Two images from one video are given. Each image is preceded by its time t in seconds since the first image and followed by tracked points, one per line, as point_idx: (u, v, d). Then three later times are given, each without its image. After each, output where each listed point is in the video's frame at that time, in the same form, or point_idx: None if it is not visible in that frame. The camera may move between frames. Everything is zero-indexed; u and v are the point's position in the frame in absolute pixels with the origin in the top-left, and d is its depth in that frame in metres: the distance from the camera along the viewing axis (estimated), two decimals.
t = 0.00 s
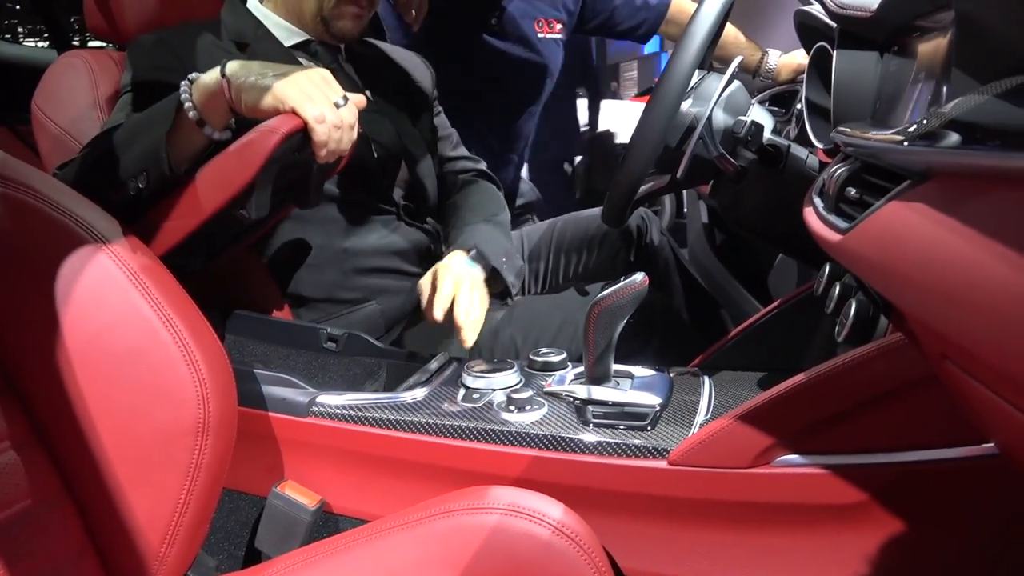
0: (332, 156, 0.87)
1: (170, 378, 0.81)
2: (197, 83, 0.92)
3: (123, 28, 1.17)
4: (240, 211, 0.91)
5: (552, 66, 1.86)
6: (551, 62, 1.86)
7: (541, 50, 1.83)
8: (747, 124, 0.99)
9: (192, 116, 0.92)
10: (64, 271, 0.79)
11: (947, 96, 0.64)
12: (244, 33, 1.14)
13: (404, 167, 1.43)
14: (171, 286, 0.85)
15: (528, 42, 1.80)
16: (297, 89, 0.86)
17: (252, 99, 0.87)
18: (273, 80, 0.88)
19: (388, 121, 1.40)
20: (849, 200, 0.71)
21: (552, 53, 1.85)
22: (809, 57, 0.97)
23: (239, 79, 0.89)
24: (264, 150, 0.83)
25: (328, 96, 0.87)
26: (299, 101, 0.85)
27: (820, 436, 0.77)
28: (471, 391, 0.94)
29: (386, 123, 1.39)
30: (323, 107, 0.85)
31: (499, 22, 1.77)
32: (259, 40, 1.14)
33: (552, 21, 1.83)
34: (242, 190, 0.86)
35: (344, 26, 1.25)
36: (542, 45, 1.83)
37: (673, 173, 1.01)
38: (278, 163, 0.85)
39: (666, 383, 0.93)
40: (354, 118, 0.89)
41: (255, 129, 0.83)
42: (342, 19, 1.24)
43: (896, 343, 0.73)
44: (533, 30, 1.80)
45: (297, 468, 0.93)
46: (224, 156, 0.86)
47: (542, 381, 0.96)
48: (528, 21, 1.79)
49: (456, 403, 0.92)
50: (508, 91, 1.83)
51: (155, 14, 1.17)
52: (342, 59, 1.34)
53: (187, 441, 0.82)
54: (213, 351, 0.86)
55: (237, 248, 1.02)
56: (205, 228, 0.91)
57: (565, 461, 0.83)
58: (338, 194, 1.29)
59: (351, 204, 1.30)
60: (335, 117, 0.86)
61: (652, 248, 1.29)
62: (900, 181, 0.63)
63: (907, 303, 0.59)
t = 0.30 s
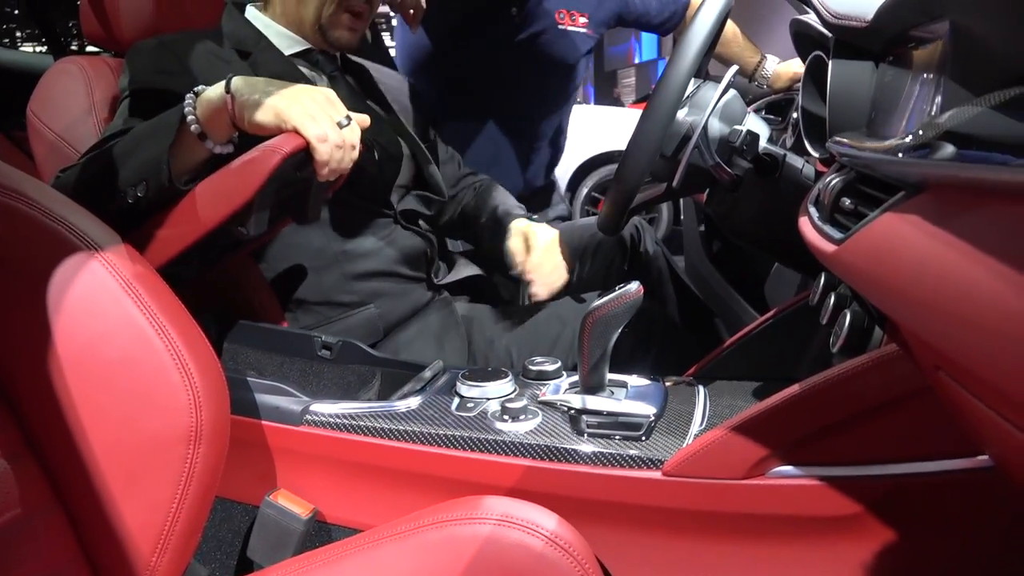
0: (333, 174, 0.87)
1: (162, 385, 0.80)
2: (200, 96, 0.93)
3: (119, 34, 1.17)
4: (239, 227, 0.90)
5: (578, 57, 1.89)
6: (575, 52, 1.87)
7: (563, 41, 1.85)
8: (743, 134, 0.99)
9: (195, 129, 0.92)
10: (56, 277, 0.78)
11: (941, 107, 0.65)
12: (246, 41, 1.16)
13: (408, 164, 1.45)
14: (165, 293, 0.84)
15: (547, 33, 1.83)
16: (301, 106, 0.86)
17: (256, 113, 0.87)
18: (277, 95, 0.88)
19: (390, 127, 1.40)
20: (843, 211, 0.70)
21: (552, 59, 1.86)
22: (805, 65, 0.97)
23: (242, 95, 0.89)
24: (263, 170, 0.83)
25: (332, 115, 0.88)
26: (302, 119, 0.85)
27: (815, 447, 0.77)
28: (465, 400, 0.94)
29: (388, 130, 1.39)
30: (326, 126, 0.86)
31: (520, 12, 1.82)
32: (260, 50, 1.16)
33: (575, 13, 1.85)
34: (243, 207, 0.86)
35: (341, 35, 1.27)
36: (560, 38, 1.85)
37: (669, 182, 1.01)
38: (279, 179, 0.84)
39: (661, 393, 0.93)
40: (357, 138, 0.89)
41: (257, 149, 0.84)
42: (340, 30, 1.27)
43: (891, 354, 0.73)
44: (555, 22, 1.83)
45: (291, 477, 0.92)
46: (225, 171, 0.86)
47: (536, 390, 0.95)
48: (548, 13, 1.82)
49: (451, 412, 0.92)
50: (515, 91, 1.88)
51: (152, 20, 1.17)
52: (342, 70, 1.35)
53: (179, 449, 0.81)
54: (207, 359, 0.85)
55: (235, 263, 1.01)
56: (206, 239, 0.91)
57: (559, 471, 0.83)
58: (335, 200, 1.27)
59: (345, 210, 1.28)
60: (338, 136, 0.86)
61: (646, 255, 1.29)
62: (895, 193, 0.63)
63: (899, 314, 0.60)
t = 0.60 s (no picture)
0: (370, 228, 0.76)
1: (159, 415, 0.80)
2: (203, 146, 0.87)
3: (120, 61, 1.17)
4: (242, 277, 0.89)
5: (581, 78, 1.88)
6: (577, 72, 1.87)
7: (566, 61, 1.85)
8: (740, 158, 0.99)
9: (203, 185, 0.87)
10: (53, 305, 0.78)
11: (936, 131, 0.64)
12: (244, 69, 1.22)
13: (402, 189, 1.44)
14: (163, 321, 0.84)
15: (550, 53, 1.84)
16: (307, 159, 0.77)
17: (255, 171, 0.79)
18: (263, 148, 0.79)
19: (390, 151, 1.41)
20: (842, 236, 0.70)
21: (551, 80, 1.86)
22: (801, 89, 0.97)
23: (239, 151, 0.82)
24: (272, 230, 0.78)
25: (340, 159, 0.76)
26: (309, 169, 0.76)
27: (816, 474, 0.76)
28: (464, 426, 0.93)
29: (388, 154, 1.39)
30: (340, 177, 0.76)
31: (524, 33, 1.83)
32: (257, 78, 1.22)
33: (579, 33, 1.86)
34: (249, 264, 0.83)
35: (337, 61, 1.28)
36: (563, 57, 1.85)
37: (667, 206, 1.01)
38: (293, 239, 0.80)
39: (662, 419, 0.92)
40: (376, 183, 0.75)
41: (269, 208, 0.78)
42: (335, 53, 1.28)
43: (889, 381, 0.74)
44: (560, 41, 1.84)
45: (287, 505, 0.92)
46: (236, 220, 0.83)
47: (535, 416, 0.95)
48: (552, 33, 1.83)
49: (449, 438, 0.91)
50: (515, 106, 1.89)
51: (152, 47, 1.16)
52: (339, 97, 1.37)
53: (175, 478, 0.81)
54: (205, 387, 0.85)
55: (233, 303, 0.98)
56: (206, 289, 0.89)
57: (559, 499, 0.82)
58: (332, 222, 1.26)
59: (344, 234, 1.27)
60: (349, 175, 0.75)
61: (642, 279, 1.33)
62: (891, 220, 0.63)
63: (898, 342, 0.59)
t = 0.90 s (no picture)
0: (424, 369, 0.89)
1: (154, 446, 0.79)
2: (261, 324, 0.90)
3: (117, 88, 1.17)
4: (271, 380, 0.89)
5: (554, 101, 2.00)
6: (554, 98, 1.99)
7: (543, 84, 1.98)
8: (738, 185, 1.00)
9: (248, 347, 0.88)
10: (48, 336, 0.77)
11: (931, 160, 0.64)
12: (248, 99, 1.19)
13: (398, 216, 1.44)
14: (159, 351, 0.83)
15: (530, 78, 1.96)
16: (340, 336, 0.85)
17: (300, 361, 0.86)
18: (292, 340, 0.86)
19: (387, 177, 1.41)
20: (838, 264, 0.70)
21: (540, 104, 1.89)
22: (798, 115, 0.97)
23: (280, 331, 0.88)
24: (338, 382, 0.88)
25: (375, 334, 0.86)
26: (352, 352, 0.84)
27: (817, 505, 0.75)
28: (462, 456, 0.92)
29: (385, 180, 1.40)
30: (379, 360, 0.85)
31: (505, 58, 1.94)
32: (262, 108, 1.19)
33: (558, 58, 1.99)
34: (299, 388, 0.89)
35: (335, 84, 1.25)
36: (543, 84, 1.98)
37: (664, 234, 1.02)
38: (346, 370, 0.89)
39: (661, 448, 0.92)
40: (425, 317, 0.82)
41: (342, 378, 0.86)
42: (333, 78, 1.24)
43: (889, 411, 0.72)
44: (539, 68, 1.97)
45: (283, 536, 0.91)
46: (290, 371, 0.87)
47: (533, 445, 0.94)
48: (531, 61, 1.96)
49: (447, 468, 0.90)
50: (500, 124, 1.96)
51: (151, 74, 1.17)
52: (333, 123, 1.35)
53: (169, 509, 0.80)
54: (201, 418, 0.84)
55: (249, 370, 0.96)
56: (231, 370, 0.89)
57: (558, 530, 0.81)
58: (329, 247, 1.22)
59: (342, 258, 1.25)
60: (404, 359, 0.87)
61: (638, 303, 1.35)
62: (890, 248, 0.62)
63: (898, 374, 0.59)
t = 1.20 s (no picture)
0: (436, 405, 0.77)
1: (147, 468, 0.78)
2: (274, 323, 0.87)
3: (112, 108, 1.18)
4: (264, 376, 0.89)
5: (532, 129, 2.19)
6: (529, 125, 2.18)
7: (519, 111, 2.17)
8: (732, 203, 1.01)
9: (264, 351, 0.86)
10: (40, 358, 0.76)
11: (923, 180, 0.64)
12: (246, 120, 1.19)
13: (394, 234, 1.45)
14: (153, 373, 0.83)
15: (509, 105, 2.15)
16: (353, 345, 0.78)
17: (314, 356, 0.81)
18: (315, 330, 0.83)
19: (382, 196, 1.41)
20: (834, 283, 0.70)
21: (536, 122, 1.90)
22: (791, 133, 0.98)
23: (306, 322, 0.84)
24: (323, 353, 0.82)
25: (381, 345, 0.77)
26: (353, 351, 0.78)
27: (815, 525, 0.75)
28: (457, 476, 0.92)
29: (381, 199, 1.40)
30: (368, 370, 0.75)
31: (482, 88, 2.12)
32: (259, 129, 1.18)
33: (530, 88, 2.19)
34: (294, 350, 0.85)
35: (329, 104, 1.24)
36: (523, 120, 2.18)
37: (660, 252, 1.03)
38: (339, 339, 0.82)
39: (657, 467, 0.91)
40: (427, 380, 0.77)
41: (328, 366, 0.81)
42: (326, 97, 1.24)
43: (885, 429, 0.74)
44: (512, 94, 2.16)
45: (276, 558, 0.90)
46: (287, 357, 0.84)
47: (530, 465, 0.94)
48: (506, 87, 2.15)
49: (443, 488, 0.90)
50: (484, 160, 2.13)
51: (146, 94, 1.18)
52: (327, 141, 1.35)
53: (162, 532, 0.79)
54: (195, 439, 0.83)
55: (239, 397, 0.96)
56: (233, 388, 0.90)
57: (554, 551, 0.80)
58: (324, 266, 1.22)
59: (338, 277, 1.25)
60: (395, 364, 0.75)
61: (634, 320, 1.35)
62: (884, 267, 0.62)
63: (893, 394, 0.59)
